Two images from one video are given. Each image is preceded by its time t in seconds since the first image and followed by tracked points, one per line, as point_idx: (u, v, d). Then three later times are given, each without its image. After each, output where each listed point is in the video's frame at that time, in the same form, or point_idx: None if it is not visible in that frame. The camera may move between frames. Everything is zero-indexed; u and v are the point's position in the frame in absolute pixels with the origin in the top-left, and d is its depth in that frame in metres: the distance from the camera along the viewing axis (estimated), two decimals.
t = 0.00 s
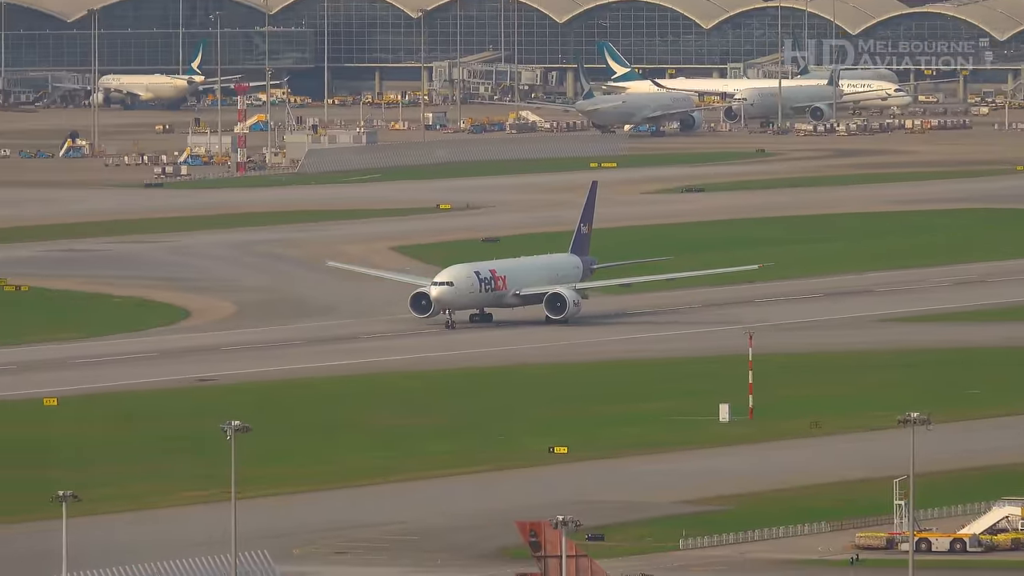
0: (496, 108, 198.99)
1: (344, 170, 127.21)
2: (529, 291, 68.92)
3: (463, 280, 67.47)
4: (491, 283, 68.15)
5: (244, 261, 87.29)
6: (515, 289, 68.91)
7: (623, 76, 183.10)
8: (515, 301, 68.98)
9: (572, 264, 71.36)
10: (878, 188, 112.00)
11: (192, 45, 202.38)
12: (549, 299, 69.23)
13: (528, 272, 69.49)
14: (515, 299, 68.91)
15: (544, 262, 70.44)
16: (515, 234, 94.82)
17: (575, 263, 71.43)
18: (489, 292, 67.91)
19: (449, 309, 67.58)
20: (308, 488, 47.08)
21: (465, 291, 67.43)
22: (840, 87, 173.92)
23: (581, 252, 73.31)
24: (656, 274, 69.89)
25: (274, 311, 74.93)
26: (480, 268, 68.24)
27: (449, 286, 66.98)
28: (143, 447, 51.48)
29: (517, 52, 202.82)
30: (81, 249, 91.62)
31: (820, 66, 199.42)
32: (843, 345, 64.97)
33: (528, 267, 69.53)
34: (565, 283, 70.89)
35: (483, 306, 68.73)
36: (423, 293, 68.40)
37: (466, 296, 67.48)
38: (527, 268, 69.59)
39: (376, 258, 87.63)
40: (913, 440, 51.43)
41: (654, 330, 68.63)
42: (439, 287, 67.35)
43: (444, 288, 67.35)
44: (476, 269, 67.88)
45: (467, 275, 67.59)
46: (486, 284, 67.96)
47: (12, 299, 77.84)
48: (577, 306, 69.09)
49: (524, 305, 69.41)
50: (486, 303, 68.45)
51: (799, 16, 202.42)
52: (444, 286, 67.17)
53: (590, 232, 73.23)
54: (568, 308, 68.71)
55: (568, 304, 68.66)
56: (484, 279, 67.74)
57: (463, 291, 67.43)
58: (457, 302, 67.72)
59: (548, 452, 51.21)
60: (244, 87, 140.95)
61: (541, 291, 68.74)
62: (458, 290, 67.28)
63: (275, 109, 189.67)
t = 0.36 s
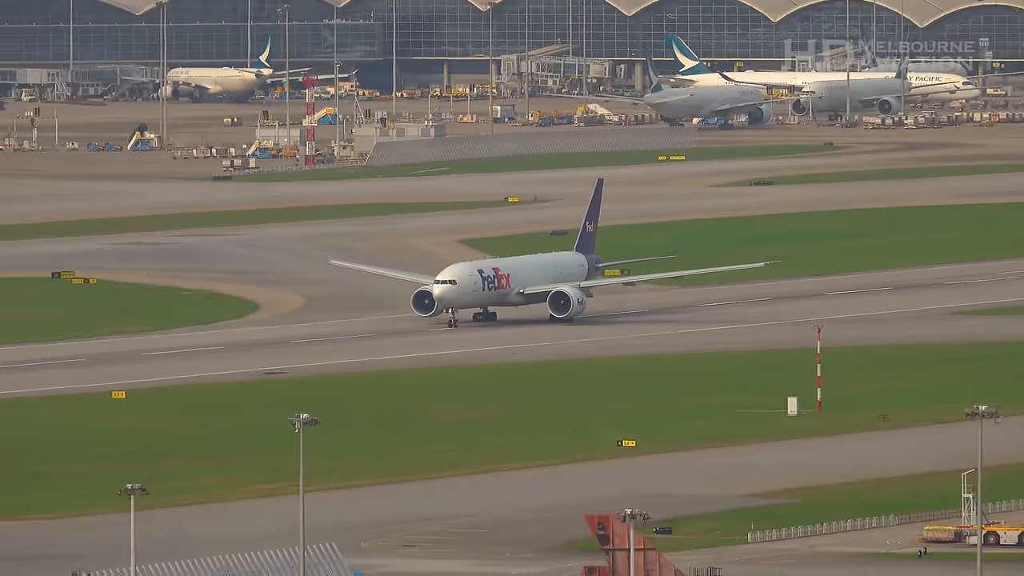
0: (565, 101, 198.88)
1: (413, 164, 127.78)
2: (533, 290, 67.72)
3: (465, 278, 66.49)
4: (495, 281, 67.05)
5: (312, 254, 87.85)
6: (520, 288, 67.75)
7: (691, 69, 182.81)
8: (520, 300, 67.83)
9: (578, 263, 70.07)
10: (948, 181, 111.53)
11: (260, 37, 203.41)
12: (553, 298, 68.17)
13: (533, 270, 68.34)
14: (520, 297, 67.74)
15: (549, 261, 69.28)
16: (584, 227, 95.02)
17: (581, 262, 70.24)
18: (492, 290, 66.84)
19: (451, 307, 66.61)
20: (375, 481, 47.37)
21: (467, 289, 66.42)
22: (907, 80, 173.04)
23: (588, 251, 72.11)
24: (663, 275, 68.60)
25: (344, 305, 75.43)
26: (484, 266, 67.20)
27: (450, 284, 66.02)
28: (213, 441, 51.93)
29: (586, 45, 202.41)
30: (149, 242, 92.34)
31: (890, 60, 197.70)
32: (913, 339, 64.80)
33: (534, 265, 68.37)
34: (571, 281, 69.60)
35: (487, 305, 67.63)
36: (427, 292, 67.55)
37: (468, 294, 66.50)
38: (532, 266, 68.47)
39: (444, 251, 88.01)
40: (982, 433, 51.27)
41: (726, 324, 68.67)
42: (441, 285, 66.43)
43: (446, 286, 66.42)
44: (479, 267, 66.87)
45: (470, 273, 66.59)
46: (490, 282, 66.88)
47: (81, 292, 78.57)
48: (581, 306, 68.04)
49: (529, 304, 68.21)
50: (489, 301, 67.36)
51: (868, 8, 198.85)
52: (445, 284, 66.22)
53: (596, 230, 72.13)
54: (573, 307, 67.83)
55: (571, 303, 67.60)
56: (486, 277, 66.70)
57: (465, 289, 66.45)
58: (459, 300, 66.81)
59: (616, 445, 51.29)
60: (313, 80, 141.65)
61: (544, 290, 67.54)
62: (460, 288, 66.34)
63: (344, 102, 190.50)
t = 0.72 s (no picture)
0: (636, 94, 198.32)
1: (484, 157, 128.37)
2: (538, 287, 66.70)
3: (468, 276, 65.33)
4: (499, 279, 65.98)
5: (382, 246, 88.37)
6: (524, 285, 66.74)
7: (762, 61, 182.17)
8: (524, 297, 66.83)
9: (583, 261, 69.09)
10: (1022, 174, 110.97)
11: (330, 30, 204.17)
12: (557, 296, 67.31)
13: (539, 267, 67.31)
14: (523, 295, 66.72)
15: (555, 257, 68.22)
16: (655, 219, 95.20)
17: (587, 259, 69.24)
18: (496, 288, 65.77)
19: (453, 305, 65.54)
20: (444, 473, 47.74)
21: (470, 287, 65.32)
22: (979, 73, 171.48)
23: (594, 248, 71.12)
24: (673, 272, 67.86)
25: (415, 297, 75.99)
26: (487, 263, 66.08)
27: (453, 282, 64.86)
28: (284, 433, 52.47)
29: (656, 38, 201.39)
30: (217, 235, 93.07)
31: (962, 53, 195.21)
32: (984, 331, 64.67)
33: (538, 262, 67.37)
34: (575, 279, 68.73)
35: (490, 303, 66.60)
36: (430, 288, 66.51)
37: (471, 292, 65.39)
38: (537, 263, 67.41)
39: (516, 243, 88.46)
40: None
41: (796, 317, 68.70)
42: (443, 283, 65.31)
43: (449, 283, 65.23)
44: (483, 265, 65.79)
45: (473, 270, 65.44)
46: (493, 280, 65.78)
47: (150, 284, 79.34)
48: (587, 303, 67.22)
49: (532, 302, 67.25)
50: (492, 299, 66.32)
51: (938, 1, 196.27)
52: (448, 282, 65.09)
53: (602, 227, 70.94)
54: (578, 305, 66.80)
55: (577, 301, 66.75)
56: (490, 276, 65.59)
57: (468, 287, 65.33)
58: (462, 297, 65.67)
59: (686, 438, 51.48)
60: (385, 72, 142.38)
61: (550, 288, 66.57)
62: (463, 286, 65.19)
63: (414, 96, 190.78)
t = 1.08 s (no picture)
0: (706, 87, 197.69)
1: (554, 149, 128.60)
2: (539, 285, 66.59)
3: (469, 274, 64.92)
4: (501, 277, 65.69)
5: (453, 239, 88.76)
6: (524, 283, 66.56)
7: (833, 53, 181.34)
8: (525, 295, 66.68)
9: (585, 259, 69.07)
10: None
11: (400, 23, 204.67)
12: (559, 293, 66.94)
13: (539, 265, 67.20)
14: (524, 293, 66.55)
15: (554, 256, 68.11)
16: (725, 212, 95.18)
17: (588, 257, 69.14)
18: (498, 286, 65.45)
19: (455, 304, 65.07)
20: (512, 465, 48.06)
21: (471, 286, 64.89)
22: None
23: (596, 246, 71.04)
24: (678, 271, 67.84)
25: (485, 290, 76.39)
26: (488, 262, 65.73)
27: (455, 280, 64.36)
28: (354, 426, 52.94)
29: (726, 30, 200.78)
30: (287, 227, 93.80)
31: None
32: None
33: (538, 260, 67.26)
34: (575, 277, 68.65)
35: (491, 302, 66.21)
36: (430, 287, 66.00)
37: (473, 290, 64.96)
38: (537, 262, 67.29)
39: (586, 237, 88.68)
40: None
41: (866, 309, 68.71)
42: (444, 282, 64.83)
43: (450, 282, 64.78)
44: (484, 263, 65.41)
45: (474, 269, 65.06)
46: (495, 278, 65.45)
47: (221, 276, 80.07)
48: (589, 301, 66.80)
49: (533, 300, 67.11)
50: (494, 297, 65.96)
51: None
52: (450, 280, 64.58)
53: (604, 225, 70.76)
54: (580, 302, 66.39)
55: (580, 299, 66.30)
56: (492, 274, 65.24)
57: (470, 286, 64.90)
58: (462, 296, 65.20)
59: (756, 430, 51.59)
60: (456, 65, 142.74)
61: (552, 286, 66.48)
62: (465, 284, 64.75)
63: (484, 88, 190.95)
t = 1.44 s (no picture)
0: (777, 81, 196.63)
1: (624, 142, 128.96)
2: (540, 284, 66.19)
3: (467, 272, 64.62)
4: (500, 275, 65.31)
5: (524, 232, 89.31)
6: (524, 282, 66.16)
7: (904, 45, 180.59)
8: (525, 294, 66.27)
9: (587, 257, 68.73)
10: None
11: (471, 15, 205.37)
12: (559, 292, 66.92)
13: (540, 263, 66.82)
14: (525, 292, 66.17)
15: (556, 254, 67.77)
16: (796, 205, 95.27)
17: (589, 255, 68.81)
18: (496, 284, 65.07)
19: (453, 302, 64.79)
20: (579, 458, 48.41)
21: (469, 284, 64.60)
22: None
23: (598, 244, 70.73)
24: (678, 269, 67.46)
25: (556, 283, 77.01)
26: (487, 260, 65.41)
27: (453, 278, 64.10)
28: (423, 419, 53.45)
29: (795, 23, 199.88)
30: (358, 221, 94.42)
31: None
32: None
33: (539, 258, 66.86)
34: (579, 276, 68.23)
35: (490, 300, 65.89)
36: (429, 286, 65.82)
37: (471, 288, 64.63)
38: (538, 260, 66.92)
39: (657, 229, 89.05)
40: None
41: (934, 302, 68.68)
42: (443, 280, 64.60)
43: (448, 280, 64.55)
44: (483, 261, 65.07)
45: (472, 267, 64.76)
46: (493, 276, 65.09)
47: (293, 269, 80.89)
48: (589, 300, 66.82)
49: (534, 299, 66.74)
50: (493, 296, 65.60)
51: None
52: (448, 278, 64.37)
53: (605, 223, 70.46)
54: (580, 302, 66.43)
55: (580, 298, 66.28)
56: (491, 272, 64.89)
57: (467, 284, 64.59)
58: (461, 294, 64.92)
59: (826, 423, 51.78)
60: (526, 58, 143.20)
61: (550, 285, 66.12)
62: (462, 282, 64.46)
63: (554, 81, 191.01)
